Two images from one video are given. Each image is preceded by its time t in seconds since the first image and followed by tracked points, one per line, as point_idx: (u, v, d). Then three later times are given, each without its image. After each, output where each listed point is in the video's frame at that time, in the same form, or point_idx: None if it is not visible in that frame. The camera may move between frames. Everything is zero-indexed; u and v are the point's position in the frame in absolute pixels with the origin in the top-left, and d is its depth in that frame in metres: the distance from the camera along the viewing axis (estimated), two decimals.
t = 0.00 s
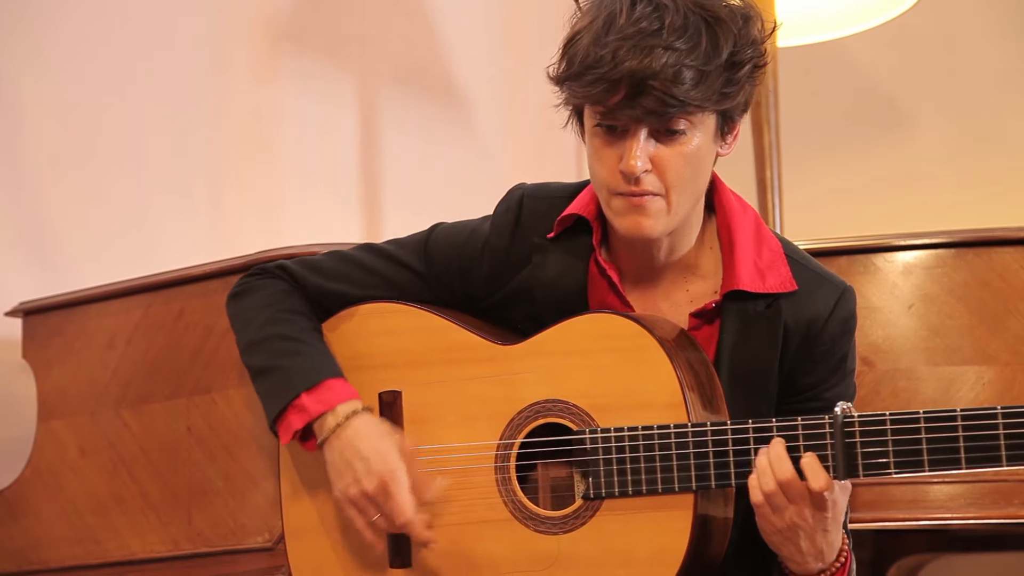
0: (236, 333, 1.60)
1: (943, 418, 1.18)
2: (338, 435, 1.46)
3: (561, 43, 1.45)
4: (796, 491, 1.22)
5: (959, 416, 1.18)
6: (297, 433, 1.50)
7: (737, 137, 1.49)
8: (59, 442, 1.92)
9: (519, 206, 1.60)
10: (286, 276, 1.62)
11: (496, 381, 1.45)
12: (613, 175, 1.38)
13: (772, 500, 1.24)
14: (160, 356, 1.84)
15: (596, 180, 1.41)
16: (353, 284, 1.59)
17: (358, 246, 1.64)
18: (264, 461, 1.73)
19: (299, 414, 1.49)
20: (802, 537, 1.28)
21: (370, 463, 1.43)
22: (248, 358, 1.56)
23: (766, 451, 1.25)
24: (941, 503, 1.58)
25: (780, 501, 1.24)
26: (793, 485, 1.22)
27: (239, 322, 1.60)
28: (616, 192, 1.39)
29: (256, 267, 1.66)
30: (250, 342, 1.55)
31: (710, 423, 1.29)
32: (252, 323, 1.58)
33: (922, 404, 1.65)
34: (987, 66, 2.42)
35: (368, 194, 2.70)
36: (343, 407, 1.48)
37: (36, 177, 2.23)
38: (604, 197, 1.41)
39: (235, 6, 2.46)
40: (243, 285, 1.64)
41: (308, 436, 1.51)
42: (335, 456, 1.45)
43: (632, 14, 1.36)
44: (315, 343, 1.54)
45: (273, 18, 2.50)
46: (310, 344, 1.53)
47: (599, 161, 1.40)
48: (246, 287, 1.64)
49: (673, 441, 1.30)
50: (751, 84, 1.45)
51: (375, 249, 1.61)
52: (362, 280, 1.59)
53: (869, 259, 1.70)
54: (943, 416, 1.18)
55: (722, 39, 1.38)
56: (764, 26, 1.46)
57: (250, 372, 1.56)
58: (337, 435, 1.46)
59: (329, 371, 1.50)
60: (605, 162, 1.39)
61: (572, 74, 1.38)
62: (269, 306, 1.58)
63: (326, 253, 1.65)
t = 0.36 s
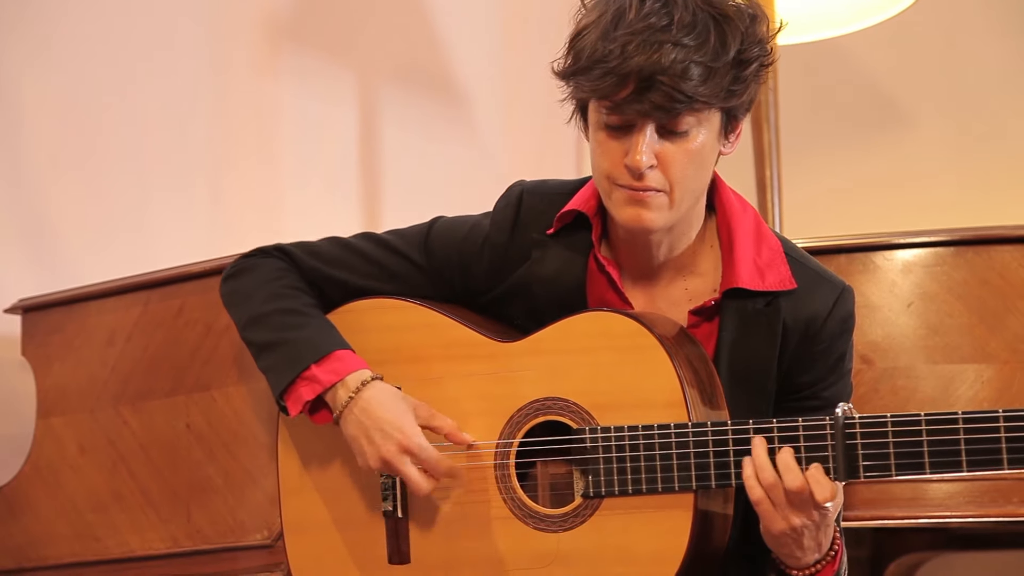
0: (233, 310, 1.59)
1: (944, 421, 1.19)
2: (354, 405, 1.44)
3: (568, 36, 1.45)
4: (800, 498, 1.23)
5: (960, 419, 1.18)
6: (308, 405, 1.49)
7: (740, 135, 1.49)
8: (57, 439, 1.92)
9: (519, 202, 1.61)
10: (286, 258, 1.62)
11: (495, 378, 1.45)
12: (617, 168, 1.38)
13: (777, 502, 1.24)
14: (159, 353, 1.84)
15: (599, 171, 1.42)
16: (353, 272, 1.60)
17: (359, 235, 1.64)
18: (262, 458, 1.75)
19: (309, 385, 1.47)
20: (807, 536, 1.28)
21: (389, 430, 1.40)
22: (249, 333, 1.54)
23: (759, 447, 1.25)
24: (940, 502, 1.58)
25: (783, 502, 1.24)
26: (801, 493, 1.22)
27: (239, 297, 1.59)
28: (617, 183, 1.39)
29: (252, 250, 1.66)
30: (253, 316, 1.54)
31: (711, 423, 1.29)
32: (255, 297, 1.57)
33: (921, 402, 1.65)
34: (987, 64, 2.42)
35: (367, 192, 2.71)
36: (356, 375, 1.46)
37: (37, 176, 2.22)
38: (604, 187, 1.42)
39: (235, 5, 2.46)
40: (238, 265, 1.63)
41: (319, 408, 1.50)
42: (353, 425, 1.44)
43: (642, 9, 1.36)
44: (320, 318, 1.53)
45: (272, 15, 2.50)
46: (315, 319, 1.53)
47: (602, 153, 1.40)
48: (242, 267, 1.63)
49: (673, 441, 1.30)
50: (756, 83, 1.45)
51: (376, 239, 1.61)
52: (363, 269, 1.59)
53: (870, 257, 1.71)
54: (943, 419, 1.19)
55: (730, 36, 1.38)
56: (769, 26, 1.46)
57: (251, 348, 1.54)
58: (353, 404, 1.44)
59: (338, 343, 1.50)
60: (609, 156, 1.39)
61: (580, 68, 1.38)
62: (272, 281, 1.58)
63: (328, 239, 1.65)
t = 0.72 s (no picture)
0: (230, 299, 1.58)
1: (944, 418, 1.19)
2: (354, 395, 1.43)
3: (575, 25, 1.46)
4: (796, 487, 1.22)
5: (960, 416, 1.18)
6: (308, 398, 1.47)
7: (742, 129, 1.49)
8: (57, 434, 1.91)
9: (517, 196, 1.61)
10: (283, 247, 1.62)
11: (494, 374, 1.44)
12: (623, 154, 1.38)
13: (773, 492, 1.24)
14: (159, 348, 1.84)
15: (604, 158, 1.42)
16: (350, 263, 1.59)
17: (358, 226, 1.64)
18: (260, 453, 1.76)
19: (311, 376, 1.46)
20: (804, 530, 1.28)
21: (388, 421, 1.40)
22: (248, 324, 1.53)
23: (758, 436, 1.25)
24: (939, 498, 1.58)
25: (779, 493, 1.24)
26: (797, 483, 1.22)
27: (236, 287, 1.58)
28: (622, 171, 1.39)
29: (248, 239, 1.66)
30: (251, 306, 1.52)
31: (710, 419, 1.30)
32: (255, 286, 1.56)
33: (920, 398, 1.64)
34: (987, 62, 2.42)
35: (367, 188, 2.72)
36: (357, 368, 1.45)
37: (36, 174, 2.20)
38: (608, 175, 1.41)
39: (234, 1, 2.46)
40: (233, 254, 1.62)
41: (319, 401, 1.49)
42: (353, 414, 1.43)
43: None
44: (320, 309, 1.53)
45: (272, 12, 2.50)
46: (315, 311, 1.52)
47: (608, 139, 1.40)
48: (238, 255, 1.62)
49: (672, 437, 1.30)
50: (761, 74, 1.46)
51: (375, 230, 1.60)
52: (361, 260, 1.59)
53: (869, 254, 1.71)
54: (944, 416, 1.19)
55: (737, 26, 1.38)
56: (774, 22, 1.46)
57: (250, 339, 1.53)
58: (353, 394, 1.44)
59: (339, 335, 1.49)
60: (615, 142, 1.39)
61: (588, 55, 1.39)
62: (271, 272, 1.57)
63: (326, 228, 1.65)
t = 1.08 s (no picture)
0: (232, 287, 1.57)
1: (947, 399, 1.19)
2: (360, 379, 1.44)
3: (583, 2, 1.48)
4: (800, 471, 1.23)
5: (963, 398, 1.18)
6: (313, 383, 1.47)
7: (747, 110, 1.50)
8: (60, 418, 1.92)
9: (520, 175, 1.61)
10: (286, 235, 1.62)
11: (497, 356, 1.45)
12: (630, 124, 1.39)
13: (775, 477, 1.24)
14: (162, 331, 1.84)
15: (611, 130, 1.42)
16: (354, 248, 1.59)
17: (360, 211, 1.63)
18: (265, 439, 1.75)
19: (315, 363, 1.46)
20: (806, 511, 1.29)
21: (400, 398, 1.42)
22: (251, 311, 1.52)
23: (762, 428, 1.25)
24: (941, 482, 1.58)
25: (782, 477, 1.24)
26: (798, 466, 1.22)
27: (238, 275, 1.57)
28: (630, 141, 1.40)
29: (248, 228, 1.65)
30: (254, 294, 1.52)
31: (713, 402, 1.29)
32: (256, 275, 1.55)
33: (924, 382, 1.65)
34: (989, 48, 2.43)
35: (371, 175, 2.72)
36: (362, 352, 1.46)
37: (37, 168, 2.19)
38: (615, 146, 1.42)
39: None
40: (237, 244, 1.61)
41: (323, 387, 1.48)
42: (358, 399, 1.44)
43: None
44: (324, 296, 1.53)
45: None
46: (319, 297, 1.52)
47: (615, 110, 1.41)
48: (239, 245, 1.61)
49: (674, 420, 1.30)
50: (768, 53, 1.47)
51: (378, 214, 1.60)
52: (365, 245, 1.58)
53: (873, 238, 1.71)
54: (947, 397, 1.19)
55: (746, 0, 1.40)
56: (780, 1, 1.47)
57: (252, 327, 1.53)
58: (359, 379, 1.44)
59: (343, 321, 1.49)
60: (622, 114, 1.40)
61: (597, 27, 1.40)
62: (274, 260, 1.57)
63: (327, 216, 1.64)
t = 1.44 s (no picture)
0: (245, 268, 1.57)
1: (968, 381, 1.23)
2: (387, 358, 1.43)
3: None
4: (817, 453, 1.24)
5: (983, 380, 1.22)
6: (339, 365, 1.47)
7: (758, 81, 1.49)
8: (71, 394, 1.92)
9: (533, 149, 1.61)
10: (296, 212, 1.60)
11: (513, 332, 1.45)
12: (637, 94, 1.39)
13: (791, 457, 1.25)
14: (172, 307, 1.84)
15: (618, 98, 1.43)
16: (371, 227, 1.58)
17: (369, 188, 1.63)
18: (274, 412, 1.77)
19: (342, 344, 1.46)
20: (818, 491, 1.30)
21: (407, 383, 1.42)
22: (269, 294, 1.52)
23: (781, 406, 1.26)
24: (952, 459, 1.65)
25: (797, 457, 1.25)
26: (816, 448, 1.23)
27: (251, 257, 1.57)
28: (636, 111, 1.40)
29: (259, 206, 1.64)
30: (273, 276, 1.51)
31: (732, 380, 1.32)
32: (270, 257, 1.55)
33: (933, 360, 1.66)
34: (996, 28, 2.43)
35: (378, 150, 2.75)
36: (386, 331, 1.45)
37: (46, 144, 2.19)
38: (622, 116, 1.43)
39: None
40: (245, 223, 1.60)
41: (348, 368, 1.48)
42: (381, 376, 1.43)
43: None
44: (343, 276, 1.52)
45: None
46: (337, 278, 1.51)
47: (623, 80, 1.41)
48: (248, 223, 1.60)
49: (693, 397, 1.32)
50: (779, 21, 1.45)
51: (389, 189, 1.59)
52: (380, 223, 1.58)
53: (884, 216, 1.69)
54: (968, 379, 1.22)
55: None
56: None
57: (272, 310, 1.52)
58: (383, 359, 1.43)
59: (366, 301, 1.48)
60: (629, 82, 1.40)
61: None
62: (286, 239, 1.56)
63: (336, 193, 1.62)
